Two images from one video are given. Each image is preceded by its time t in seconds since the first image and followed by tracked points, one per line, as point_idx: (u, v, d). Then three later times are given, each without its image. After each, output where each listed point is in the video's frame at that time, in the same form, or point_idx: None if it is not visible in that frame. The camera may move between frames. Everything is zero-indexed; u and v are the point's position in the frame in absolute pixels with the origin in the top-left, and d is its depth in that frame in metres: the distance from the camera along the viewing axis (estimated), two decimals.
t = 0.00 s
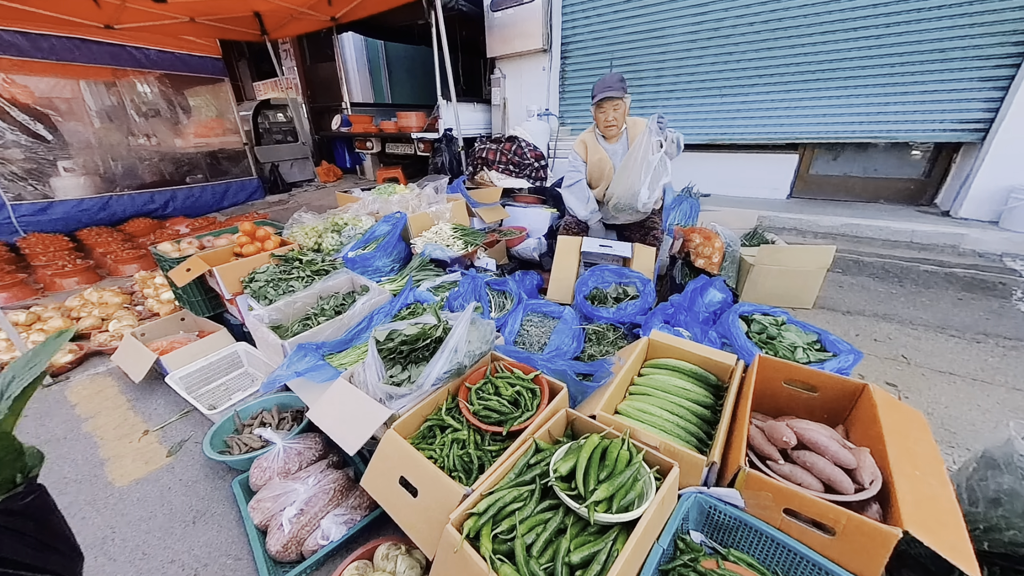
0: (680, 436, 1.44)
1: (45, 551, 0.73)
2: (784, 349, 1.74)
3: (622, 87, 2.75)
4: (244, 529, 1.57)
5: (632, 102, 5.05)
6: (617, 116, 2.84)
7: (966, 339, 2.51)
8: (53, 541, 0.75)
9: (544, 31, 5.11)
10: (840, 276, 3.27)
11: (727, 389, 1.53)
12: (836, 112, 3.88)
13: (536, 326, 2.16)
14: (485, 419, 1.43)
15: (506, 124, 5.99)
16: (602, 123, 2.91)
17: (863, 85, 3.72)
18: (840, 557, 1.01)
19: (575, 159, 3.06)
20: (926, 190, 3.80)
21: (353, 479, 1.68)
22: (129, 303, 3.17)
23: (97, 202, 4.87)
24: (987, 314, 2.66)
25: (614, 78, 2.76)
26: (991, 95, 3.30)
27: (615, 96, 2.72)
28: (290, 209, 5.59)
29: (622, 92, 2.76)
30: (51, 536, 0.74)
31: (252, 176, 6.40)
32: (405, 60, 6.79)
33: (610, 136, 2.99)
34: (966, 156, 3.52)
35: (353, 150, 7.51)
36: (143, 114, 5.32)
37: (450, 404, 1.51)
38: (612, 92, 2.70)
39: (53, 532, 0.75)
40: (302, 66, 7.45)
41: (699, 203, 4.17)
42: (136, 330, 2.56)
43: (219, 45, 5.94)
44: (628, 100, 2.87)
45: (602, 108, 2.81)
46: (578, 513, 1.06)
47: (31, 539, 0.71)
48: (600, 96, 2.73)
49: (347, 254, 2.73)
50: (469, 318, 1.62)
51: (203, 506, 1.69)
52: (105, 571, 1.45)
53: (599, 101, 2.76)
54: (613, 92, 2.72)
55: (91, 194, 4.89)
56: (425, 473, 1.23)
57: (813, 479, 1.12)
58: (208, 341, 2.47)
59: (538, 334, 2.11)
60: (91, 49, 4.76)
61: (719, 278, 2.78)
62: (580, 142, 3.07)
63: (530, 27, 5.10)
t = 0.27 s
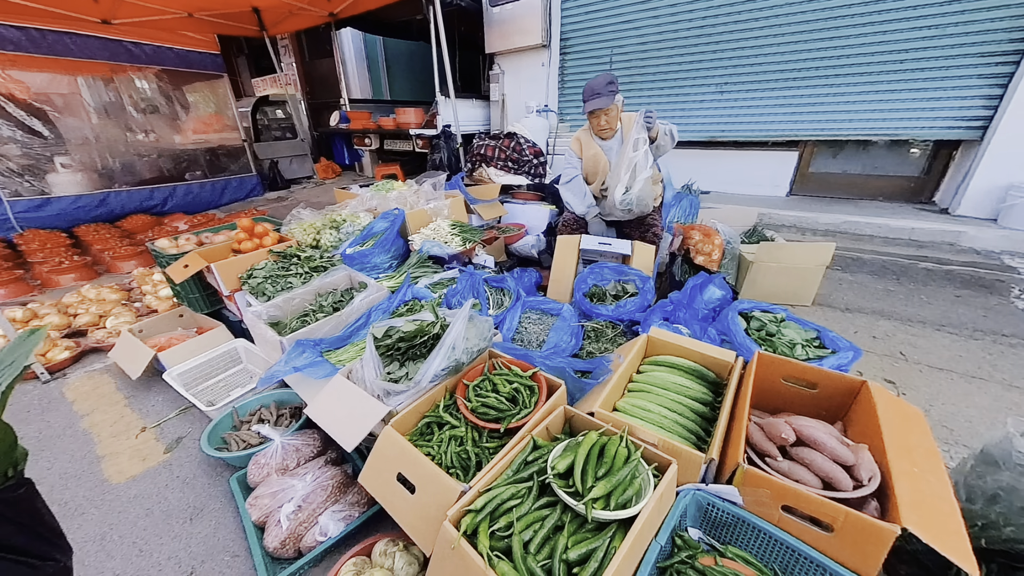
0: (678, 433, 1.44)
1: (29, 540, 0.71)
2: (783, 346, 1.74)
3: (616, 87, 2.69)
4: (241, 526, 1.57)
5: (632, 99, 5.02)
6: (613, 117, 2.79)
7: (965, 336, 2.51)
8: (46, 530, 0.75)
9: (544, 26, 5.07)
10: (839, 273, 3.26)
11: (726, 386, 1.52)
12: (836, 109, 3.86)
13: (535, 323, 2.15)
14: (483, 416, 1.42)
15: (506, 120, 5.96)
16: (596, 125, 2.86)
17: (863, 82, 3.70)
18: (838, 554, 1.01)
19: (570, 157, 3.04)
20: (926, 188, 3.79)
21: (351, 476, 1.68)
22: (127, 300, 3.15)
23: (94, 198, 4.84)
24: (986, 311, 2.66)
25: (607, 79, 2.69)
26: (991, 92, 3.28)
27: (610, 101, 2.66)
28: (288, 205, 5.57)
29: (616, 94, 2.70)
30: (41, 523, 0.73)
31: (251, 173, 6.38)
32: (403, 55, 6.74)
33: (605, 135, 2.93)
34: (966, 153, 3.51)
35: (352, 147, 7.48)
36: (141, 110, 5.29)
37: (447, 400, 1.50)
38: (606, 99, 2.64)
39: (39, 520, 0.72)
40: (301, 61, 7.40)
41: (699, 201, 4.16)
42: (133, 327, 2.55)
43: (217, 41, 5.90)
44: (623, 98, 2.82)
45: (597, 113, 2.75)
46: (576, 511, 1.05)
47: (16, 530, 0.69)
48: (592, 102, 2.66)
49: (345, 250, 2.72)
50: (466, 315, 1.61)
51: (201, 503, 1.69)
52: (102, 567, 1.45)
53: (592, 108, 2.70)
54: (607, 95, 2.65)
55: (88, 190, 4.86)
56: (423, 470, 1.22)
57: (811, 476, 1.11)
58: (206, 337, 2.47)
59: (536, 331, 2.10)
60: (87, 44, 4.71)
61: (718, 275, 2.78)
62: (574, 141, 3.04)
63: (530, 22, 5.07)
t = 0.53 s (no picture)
0: (679, 431, 1.43)
1: (23, 538, 0.71)
2: (784, 344, 1.74)
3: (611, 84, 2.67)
4: (241, 524, 1.57)
5: (632, 96, 4.99)
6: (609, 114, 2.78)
7: (966, 334, 2.50)
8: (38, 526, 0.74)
9: (544, 22, 5.03)
10: (840, 271, 3.25)
11: (728, 384, 1.52)
12: (837, 106, 3.85)
13: (535, 320, 2.15)
14: (483, 414, 1.42)
15: (506, 117, 5.93)
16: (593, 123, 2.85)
17: (865, 78, 3.68)
18: (840, 552, 1.01)
19: (569, 157, 3.04)
20: (927, 185, 3.78)
21: (351, 474, 1.67)
22: (126, 298, 3.14)
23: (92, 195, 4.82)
24: (987, 309, 2.66)
25: (602, 76, 2.67)
26: (993, 89, 3.26)
27: (605, 99, 2.64)
28: (287, 202, 5.55)
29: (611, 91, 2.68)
30: (34, 520, 0.73)
31: (250, 170, 6.35)
32: (403, 52, 6.70)
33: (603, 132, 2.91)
34: (967, 150, 3.49)
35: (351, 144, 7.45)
36: (139, 106, 5.25)
37: (448, 398, 1.50)
38: (601, 97, 2.63)
39: (35, 518, 0.73)
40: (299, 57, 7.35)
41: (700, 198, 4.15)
42: (132, 324, 2.54)
43: (214, 36, 5.86)
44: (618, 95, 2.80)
45: (592, 111, 2.74)
46: (577, 509, 1.05)
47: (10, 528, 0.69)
48: (587, 101, 2.65)
49: (344, 248, 2.71)
50: (466, 313, 1.60)
51: (201, 501, 1.68)
52: (103, 564, 1.45)
53: (587, 107, 2.70)
54: (601, 93, 2.64)
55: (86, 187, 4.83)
56: (423, 468, 1.22)
57: (814, 474, 1.11)
58: (206, 335, 2.46)
59: (536, 329, 2.10)
60: (84, 40, 4.68)
61: (718, 272, 2.77)
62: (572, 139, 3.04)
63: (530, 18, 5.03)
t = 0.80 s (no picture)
0: (670, 422, 1.48)
1: (51, 515, 0.74)
2: (774, 338, 1.78)
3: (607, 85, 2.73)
4: (246, 512, 1.62)
5: (630, 94, 5.02)
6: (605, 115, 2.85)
7: (955, 330, 2.55)
8: (64, 504, 0.77)
9: (542, 20, 5.05)
10: (833, 268, 3.30)
11: (718, 376, 1.57)
12: (832, 104, 3.88)
13: (532, 315, 2.19)
14: (480, 405, 1.46)
15: (504, 115, 5.96)
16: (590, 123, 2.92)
17: (860, 76, 3.71)
18: (819, 533, 1.06)
19: (567, 157, 3.13)
20: (921, 183, 3.81)
21: (353, 465, 1.72)
22: (128, 295, 3.18)
23: (93, 193, 4.84)
24: (976, 305, 2.70)
25: (597, 77, 2.73)
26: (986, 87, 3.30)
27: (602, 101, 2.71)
28: (287, 200, 5.57)
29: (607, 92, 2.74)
30: (62, 501, 0.76)
31: (250, 168, 6.37)
32: (401, 49, 6.72)
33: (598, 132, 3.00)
34: (961, 148, 3.52)
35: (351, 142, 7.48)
36: (139, 104, 5.27)
37: (446, 390, 1.54)
38: (597, 99, 2.69)
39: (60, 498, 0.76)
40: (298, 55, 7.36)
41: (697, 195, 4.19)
42: (136, 320, 2.58)
43: (213, 34, 5.87)
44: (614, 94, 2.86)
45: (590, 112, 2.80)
46: (569, 493, 1.10)
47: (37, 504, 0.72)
48: (585, 102, 2.72)
49: (344, 245, 2.75)
50: (464, 308, 1.65)
51: (206, 490, 1.73)
52: (114, 550, 1.50)
53: (585, 109, 2.77)
54: (598, 95, 2.70)
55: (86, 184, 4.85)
56: (421, 455, 1.27)
57: (796, 461, 1.16)
58: (208, 331, 2.50)
59: (533, 324, 2.14)
60: (84, 37, 4.70)
61: (713, 269, 2.82)
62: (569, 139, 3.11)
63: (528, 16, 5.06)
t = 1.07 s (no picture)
0: (667, 416, 1.50)
1: (62, 506, 0.76)
2: (770, 334, 1.79)
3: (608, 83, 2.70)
4: (248, 506, 1.64)
5: (630, 90, 5.01)
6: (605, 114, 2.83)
7: (951, 326, 2.57)
8: (78, 497, 0.79)
9: (542, 15, 5.03)
10: (831, 264, 3.31)
11: (714, 372, 1.58)
12: (831, 101, 3.88)
13: (530, 312, 2.20)
14: (479, 400, 1.48)
15: (503, 111, 5.95)
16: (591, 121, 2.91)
17: (860, 73, 3.70)
18: (811, 524, 1.08)
19: (566, 154, 3.13)
20: (919, 179, 3.82)
21: (353, 459, 1.74)
22: (129, 291, 3.18)
23: (92, 189, 4.83)
24: (972, 301, 2.72)
25: (599, 75, 2.69)
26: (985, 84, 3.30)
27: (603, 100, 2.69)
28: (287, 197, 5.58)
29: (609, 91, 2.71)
30: (79, 495, 0.80)
31: (249, 165, 6.37)
32: (400, 45, 6.68)
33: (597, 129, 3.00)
34: (959, 145, 3.53)
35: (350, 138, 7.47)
36: (137, 101, 5.26)
37: (445, 385, 1.56)
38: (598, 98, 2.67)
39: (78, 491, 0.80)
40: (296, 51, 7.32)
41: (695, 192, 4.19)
42: (137, 316, 2.60)
43: (211, 30, 5.84)
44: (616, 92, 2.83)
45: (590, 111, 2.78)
46: (566, 486, 1.11)
47: (53, 495, 0.75)
48: (584, 101, 2.69)
49: (344, 241, 2.76)
50: (463, 304, 1.66)
51: (208, 484, 1.75)
52: (119, 543, 1.52)
53: (586, 107, 2.73)
54: (600, 92, 2.67)
55: (86, 181, 4.84)
56: (421, 449, 1.28)
57: (790, 454, 1.17)
58: (209, 327, 2.52)
59: (532, 320, 2.15)
60: (81, 33, 4.67)
61: (711, 265, 2.83)
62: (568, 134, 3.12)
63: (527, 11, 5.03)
